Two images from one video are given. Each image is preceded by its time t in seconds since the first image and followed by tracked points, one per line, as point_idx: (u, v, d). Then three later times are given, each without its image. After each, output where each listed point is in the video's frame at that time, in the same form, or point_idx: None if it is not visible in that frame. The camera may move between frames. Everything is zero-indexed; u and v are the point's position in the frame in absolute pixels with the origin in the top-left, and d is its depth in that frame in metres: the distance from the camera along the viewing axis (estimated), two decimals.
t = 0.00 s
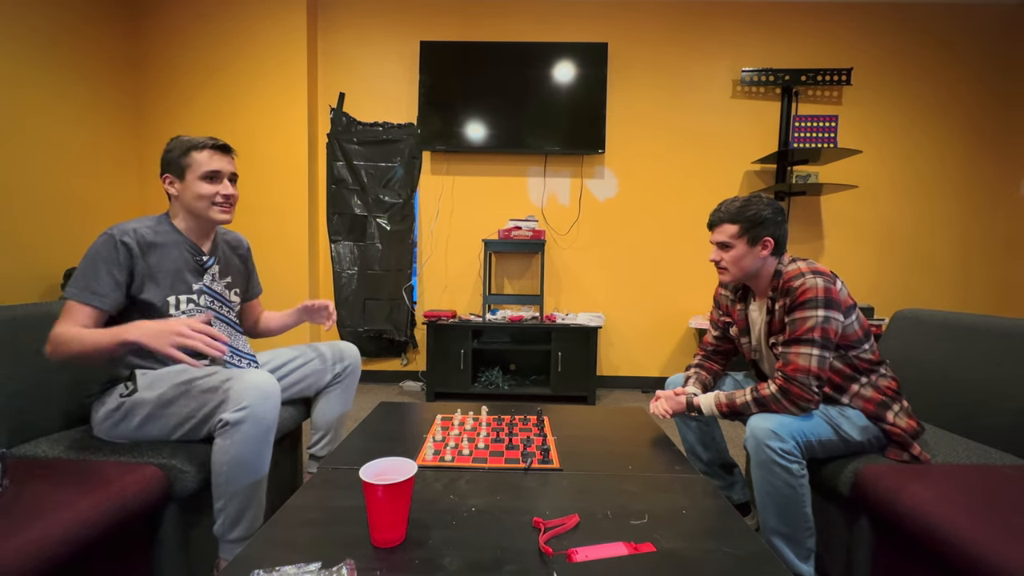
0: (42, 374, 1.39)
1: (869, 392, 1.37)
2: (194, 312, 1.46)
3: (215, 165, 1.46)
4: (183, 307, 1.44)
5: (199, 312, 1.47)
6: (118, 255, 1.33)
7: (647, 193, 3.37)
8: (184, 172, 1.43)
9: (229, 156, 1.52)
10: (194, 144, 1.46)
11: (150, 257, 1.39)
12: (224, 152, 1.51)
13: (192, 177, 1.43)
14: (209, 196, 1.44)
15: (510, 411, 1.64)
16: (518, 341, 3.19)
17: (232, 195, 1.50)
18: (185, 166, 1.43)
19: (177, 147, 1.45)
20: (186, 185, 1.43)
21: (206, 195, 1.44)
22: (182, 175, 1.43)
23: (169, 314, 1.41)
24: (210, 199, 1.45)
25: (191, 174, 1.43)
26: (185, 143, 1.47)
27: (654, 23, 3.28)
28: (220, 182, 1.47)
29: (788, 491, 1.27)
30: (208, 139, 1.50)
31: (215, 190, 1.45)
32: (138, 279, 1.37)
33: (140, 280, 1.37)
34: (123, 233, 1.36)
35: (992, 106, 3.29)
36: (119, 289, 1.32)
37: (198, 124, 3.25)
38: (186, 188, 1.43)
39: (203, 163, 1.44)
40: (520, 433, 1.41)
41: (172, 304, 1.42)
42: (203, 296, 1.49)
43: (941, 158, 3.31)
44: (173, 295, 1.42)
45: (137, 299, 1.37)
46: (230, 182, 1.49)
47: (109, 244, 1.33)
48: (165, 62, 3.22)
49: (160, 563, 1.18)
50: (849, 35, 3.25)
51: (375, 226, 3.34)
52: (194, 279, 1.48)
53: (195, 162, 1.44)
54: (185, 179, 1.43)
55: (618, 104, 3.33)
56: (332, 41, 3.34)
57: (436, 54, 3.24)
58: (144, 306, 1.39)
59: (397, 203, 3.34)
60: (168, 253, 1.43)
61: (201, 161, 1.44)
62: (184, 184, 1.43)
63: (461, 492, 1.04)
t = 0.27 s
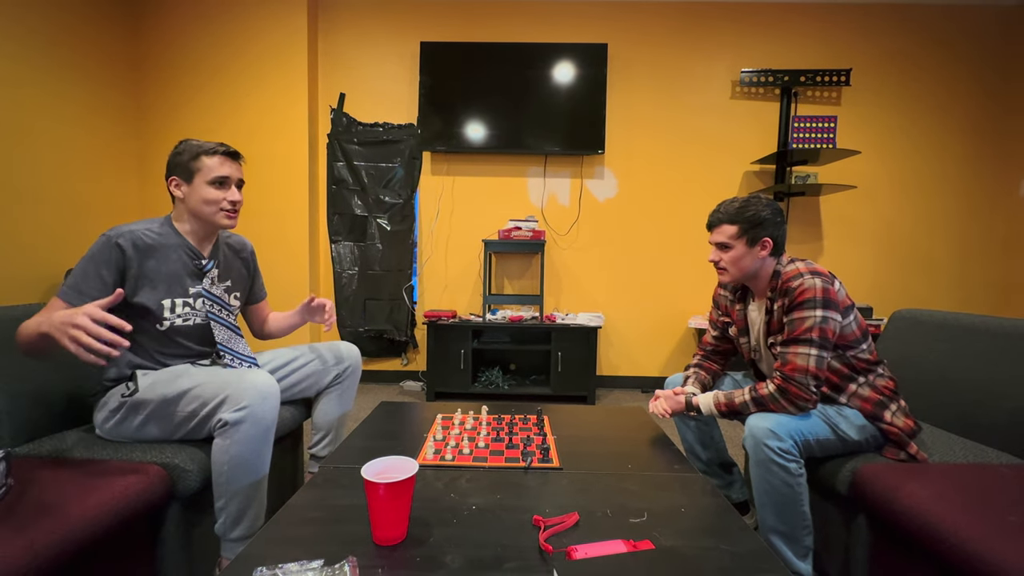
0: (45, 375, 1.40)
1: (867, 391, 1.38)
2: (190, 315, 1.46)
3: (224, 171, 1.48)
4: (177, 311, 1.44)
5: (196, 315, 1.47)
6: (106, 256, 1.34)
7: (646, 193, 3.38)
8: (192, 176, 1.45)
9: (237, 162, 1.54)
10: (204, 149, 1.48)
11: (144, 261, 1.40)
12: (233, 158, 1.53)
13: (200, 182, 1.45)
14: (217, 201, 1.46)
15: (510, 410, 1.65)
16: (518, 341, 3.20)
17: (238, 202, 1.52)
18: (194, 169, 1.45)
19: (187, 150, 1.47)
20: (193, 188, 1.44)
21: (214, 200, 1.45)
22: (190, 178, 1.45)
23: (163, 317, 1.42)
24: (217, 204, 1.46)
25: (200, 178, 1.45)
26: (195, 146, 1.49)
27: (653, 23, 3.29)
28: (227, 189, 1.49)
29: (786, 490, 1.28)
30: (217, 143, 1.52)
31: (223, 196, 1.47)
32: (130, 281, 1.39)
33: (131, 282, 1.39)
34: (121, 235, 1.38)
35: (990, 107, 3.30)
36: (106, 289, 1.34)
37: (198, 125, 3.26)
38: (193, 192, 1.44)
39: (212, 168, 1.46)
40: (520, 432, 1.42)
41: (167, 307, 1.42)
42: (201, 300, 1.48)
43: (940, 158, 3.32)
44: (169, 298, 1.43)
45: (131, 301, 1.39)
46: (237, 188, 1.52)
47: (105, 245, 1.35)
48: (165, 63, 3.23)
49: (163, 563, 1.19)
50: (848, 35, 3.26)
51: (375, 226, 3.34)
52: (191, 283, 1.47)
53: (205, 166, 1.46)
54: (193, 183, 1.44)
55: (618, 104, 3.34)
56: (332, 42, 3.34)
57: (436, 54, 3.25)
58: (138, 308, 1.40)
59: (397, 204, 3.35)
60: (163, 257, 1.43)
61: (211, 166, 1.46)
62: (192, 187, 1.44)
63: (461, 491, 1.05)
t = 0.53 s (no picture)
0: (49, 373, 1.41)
1: (867, 392, 1.38)
2: (186, 317, 1.46)
3: (227, 176, 1.49)
4: (174, 312, 1.44)
5: (192, 317, 1.47)
6: (102, 256, 1.35)
7: (646, 193, 3.38)
8: (195, 178, 1.45)
9: (241, 166, 1.55)
10: (208, 152, 1.48)
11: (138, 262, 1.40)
12: (236, 163, 1.53)
13: (203, 185, 1.45)
14: (218, 206, 1.47)
15: (511, 410, 1.65)
16: (517, 341, 3.20)
17: (238, 207, 1.53)
18: (197, 172, 1.45)
19: (191, 152, 1.46)
20: (195, 191, 1.44)
21: (215, 204, 1.46)
22: (192, 180, 1.45)
23: (158, 319, 1.42)
24: (218, 208, 1.47)
25: (202, 182, 1.45)
26: (198, 149, 1.49)
27: (654, 24, 3.29)
28: (229, 193, 1.50)
29: (786, 490, 1.29)
30: (221, 146, 1.52)
31: (224, 201, 1.48)
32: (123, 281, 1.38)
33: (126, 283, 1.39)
34: (117, 236, 1.39)
35: (989, 108, 3.30)
36: (100, 290, 1.34)
37: (199, 125, 3.26)
38: (195, 195, 1.44)
39: (215, 172, 1.47)
40: (521, 432, 1.43)
41: (163, 309, 1.43)
42: (198, 301, 1.48)
43: (939, 158, 3.32)
44: (164, 300, 1.43)
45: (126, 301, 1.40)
46: (239, 193, 1.52)
47: (100, 246, 1.36)
48: (166, 63, 3.23)
49: (164, 563, 1.19)
50: (848, 36, 3.26)
51: (376, 226, 3.34)
52: (189, 284, 1.47)
53: (209, 170, 1.46)
54: (195, 186, 1.44)
55: (618, 104, 3.35)
56: (333, 42, 3.35)
57: (437, 55, 3.25)
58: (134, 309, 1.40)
59: (398, 204, 3.35)
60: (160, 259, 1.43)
61: (215, 170, 1.47)
62: (193, 190, 1.44)
63: (463, 491, 1.05)
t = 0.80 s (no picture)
0: (51, 375, 1.39)
1: (870, 392, 1.38)
2: (190, 319, 1.46)
3: (242, 182, 1.49)
4: (178, 314, 1.44)
5: (196, 319, 1.47)
6: (112, 256, 1.34)
7: (647, 193, 3.38)
8: (209, 182, 1.44)
9: (254, 172, 1.55)
10: (224, 157, 1.47)
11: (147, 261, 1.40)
12: (250, 168, 1.53)
13: (217, 190, 1.44)
14: (230, 211, 1.47)
15: (513, 410, 1.65)
16: (518, 341, 3.20)
17: (249, 212, 1.53)
18: (212, 177, 1.45)
19: (207, 156, 1.46)
20: (208, 195, 1.44)
21: (227, 209, 1.46)
22: (206, 184, 1.44)
23: (164, 321, 1.42)
24: (229, 213, 1.47)
25: (216, 186, 1.45)
26: (214, 153, 1.48)
27: (655, 24, 3.29)
28: (241, 199, 1.50)
29: (789, 491, 1.29)
30: (236, 152, 1.52)
31: (236, 206, 1.48)
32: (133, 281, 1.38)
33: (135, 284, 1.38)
34: (122, 237, 1.38)
35: (990, 108, 3.30)
36: (112, 291, 1.33)
37: (199, 125, 3.26)
38: (208, 198, 1.44)
39: (230, 177, 1.46)
40: (524, 433, 1.43)
41: (168, 311, 1.43)
42: (201, 303, 1.48)
43: (940, 159, 3.32)
44: (170, 301, 1.43)
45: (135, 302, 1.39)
46: (251, 199, 1.53)
47: (106, 247, 1.35)
48: (166, 63, 3.23)
49: (166, 563, 1.20)
50: (849, 36, 3.26)
51: (376, 227, 3.31)
52: (193, 286, 1.47)
53: (224, 175, 1.45)
54: (208, 190, 1.44)
55: (619, 104, 3.35)
56: (334, 42, 3.35)
57: (437, 54, 3.25)
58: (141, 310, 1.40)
59: (399, 204, 3.31)
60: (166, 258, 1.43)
61: (230, 175, 1.46)
62: (207, 193, 1.44)
63: (467, 491, 1.05)
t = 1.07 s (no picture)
0: (54, 376, 1.40)
1: (873, 392, 1.38)
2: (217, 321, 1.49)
3: (274, 190, 1.50)
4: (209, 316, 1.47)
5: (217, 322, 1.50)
6: (183, 249, 1.36)
7: (648, 193, 3.38)
8: (244, 190, 1.45)
9: (283, 180, 1.56)
10: (259, 166, 1.49)
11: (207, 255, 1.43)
12: (279, 176, 1.55)
13: (252, 198, 1.46)
14: (263, 218, 1.48)
15: (516, 410, 1.65)
16: (520, 341, 3.20)
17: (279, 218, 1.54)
18: (247, 185, 1.46)
19: (243, 165, 1.47)
20: (243, 203, 1.45)
21: (260, 217, 1.48)
22: (241, 192, 1.45)
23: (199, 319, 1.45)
24: (262, 220, 1.49)
25: (251, 194, 1.46)
26: (248, 162, 1.49)
27: (655, 24, 3.29)
28: (273, 205, 1.51)
29: (793, 490, 1.29)
30: (267, 160, 1.53)
31: (269, 214, 1.49)
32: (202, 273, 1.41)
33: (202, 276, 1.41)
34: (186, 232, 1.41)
35: (991, 107, 3.30)
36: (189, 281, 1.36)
37: (200, 125, 3.26)
38: (243, 206, 1.45)
39: (264, 185, 1.47)
40: (527, 433, 1.43)
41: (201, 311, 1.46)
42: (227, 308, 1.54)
43: (941, 158, 3.32)
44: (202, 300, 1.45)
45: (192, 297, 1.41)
46: (282, 206, 1.54)
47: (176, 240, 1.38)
48: (167, 63, 3.23)
49: (171, 562, 1.20)
50: (850, 36, 3.26)
51: (378, 227, 3.33)
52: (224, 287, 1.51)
53: (258, 183, 1.46)
54: (244, 198, 1.45)
55: (620, 105, 3.35)
56: (335, 42, 3.35)
57: (438, 54, 3.25)
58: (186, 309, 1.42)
59: (400, 204, 3.34)
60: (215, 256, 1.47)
61: (264, 183, 1.48)
62: (242, 201, 1.45)
63: (471, 491, 1.05)
